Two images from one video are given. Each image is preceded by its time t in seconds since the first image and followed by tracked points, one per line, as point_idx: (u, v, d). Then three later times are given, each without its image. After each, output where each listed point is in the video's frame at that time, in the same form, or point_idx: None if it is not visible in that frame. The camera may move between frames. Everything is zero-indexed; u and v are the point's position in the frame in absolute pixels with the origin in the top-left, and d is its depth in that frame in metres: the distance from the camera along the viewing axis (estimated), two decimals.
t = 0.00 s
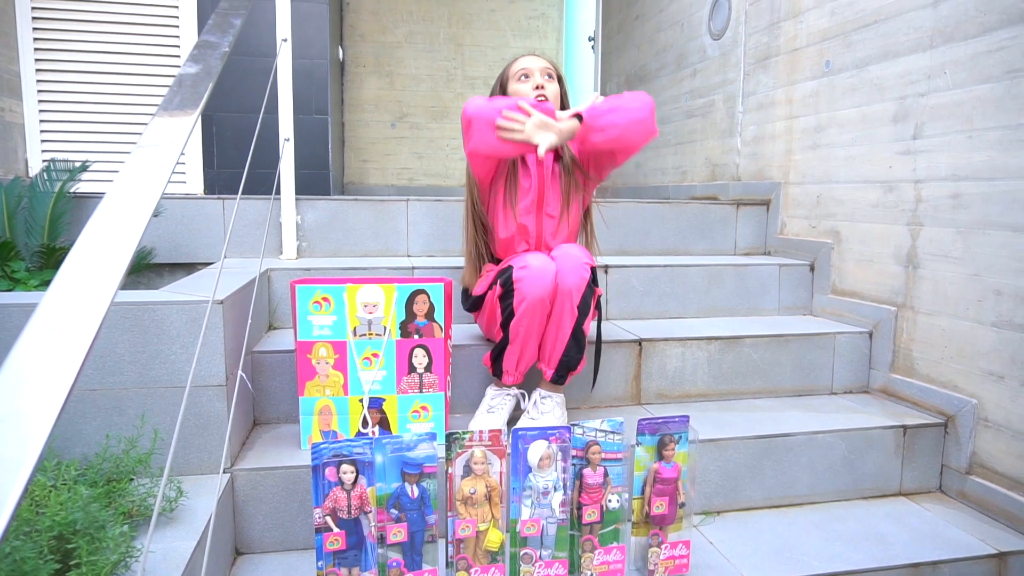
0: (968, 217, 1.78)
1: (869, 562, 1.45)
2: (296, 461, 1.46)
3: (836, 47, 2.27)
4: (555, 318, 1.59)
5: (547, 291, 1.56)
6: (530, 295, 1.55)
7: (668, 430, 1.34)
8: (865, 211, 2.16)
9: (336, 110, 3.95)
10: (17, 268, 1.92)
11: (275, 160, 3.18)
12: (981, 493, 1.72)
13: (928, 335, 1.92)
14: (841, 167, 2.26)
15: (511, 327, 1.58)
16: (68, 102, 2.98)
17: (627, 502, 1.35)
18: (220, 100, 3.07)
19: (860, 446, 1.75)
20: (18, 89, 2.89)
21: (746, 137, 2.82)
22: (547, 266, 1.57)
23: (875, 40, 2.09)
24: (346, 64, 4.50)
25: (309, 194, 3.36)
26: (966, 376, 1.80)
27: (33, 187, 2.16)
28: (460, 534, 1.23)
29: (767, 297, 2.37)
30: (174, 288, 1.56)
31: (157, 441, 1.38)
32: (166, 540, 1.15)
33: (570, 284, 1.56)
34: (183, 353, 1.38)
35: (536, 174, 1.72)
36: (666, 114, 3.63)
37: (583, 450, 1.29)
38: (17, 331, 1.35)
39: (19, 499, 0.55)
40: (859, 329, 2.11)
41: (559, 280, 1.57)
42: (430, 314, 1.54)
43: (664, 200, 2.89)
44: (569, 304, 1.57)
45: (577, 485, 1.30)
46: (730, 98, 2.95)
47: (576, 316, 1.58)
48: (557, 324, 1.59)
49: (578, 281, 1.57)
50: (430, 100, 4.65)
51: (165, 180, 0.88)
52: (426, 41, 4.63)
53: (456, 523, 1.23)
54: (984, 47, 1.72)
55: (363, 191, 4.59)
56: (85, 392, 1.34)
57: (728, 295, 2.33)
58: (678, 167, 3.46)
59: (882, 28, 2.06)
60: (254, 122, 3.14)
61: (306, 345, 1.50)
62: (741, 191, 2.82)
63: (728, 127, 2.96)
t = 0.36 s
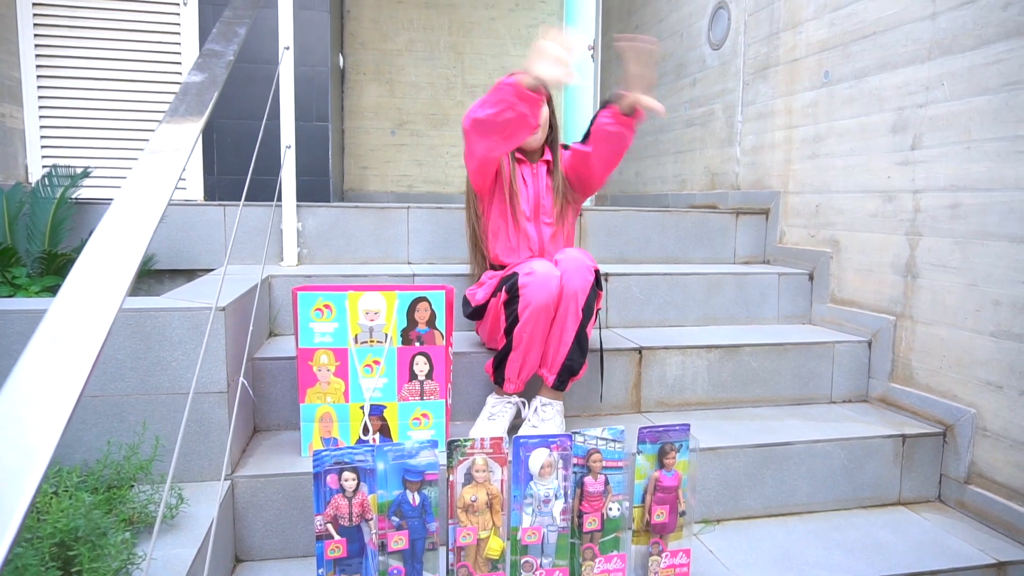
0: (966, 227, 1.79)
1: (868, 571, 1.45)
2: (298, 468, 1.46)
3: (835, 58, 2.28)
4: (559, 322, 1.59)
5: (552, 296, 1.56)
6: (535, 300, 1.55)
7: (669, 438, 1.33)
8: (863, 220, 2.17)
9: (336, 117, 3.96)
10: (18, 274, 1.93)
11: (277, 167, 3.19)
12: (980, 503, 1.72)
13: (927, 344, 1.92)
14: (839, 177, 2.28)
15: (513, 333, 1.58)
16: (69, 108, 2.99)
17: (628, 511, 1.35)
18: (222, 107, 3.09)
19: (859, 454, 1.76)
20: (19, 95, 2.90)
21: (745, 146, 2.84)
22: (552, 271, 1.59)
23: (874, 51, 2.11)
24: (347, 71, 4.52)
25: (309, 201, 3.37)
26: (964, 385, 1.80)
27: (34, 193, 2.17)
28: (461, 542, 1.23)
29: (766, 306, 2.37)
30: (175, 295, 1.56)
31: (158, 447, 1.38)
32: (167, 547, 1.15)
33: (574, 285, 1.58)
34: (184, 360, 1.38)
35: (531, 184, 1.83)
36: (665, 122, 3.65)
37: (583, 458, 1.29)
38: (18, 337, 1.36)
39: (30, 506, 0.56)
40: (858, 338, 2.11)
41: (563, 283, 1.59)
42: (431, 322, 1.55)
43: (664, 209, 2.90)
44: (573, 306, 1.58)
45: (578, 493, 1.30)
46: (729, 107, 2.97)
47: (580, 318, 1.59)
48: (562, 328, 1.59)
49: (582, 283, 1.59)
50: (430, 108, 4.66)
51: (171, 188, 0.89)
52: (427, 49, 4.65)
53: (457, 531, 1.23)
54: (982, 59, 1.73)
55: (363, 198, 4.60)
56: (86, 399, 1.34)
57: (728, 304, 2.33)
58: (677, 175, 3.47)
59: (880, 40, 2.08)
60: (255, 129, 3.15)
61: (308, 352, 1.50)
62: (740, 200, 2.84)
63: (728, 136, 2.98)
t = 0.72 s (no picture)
0: (971, 231, 1.79)
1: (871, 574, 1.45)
2: (302, 467, 1.46)
3: (840, 61, 2.29)
4: (555, 318, 1.59)
5: (546, 291, 1.57)
6: (530, 295, 1.56)
7: (673, 440, 1.33)
8: (868, 223, 2.17)
9: (340, 117, 3.96)
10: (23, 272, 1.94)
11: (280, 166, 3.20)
12: (983, 507, 1.72)
13: (930, 347, 1.92)
14: (843, 180, 2.28)
15: (510, 330, 1.59)
16: (73, 107, 3.00)
17: (632, 512, 1.35)
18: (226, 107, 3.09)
19: (862, 457, 1.75)
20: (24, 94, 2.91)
21: (749, 149, 2.84)
22: (544, 267, 1.58)
23: (879, 54, 2.11)
24: (350, 72, 4.52)
25: (313, 201, 3.37)
26: (968, 389, 1.80)
27: (39, 192, 2.18)
28: (465, 542, 1.23)
29: (769, 308, 2.37)
30: (181, 293, 1.56)
31: (163, 446, 1.39)
32: (173, 545, 1.15)
33: (568, 281, 1.58)
34: (189, 359, 1.38)
35: (528, 179, 1.82)
36: (668, 124, 3.65)
37: (588, 459, 1.29)
38: (24, 335, 1.36)
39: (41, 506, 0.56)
40: (862, 341, 2.11)
41: (557, 279, 1.59)
42: (435, 322, 1.55)
43: (667, 211, 2.90)
44: (569, 303, 1.58)
45: (582, 494, 1.30)
46: (733, 109, 2.97)
47: (576, 315, 1.58)
48: (559, 324, 1.59)
49: (576, 279, 1.58)
50: (433, 109, 4.67)
51: (179, 188, 0.89)
52: (431, 50, 4.65)
53: (462, 530, 1.23)
54: (987, 63, 1.73)
55: (366, 199, 4.61)
56: (92, 397, 1.34)
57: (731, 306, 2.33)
58: (680, 177, 3.47)
59: (886, 43, 2.08)
60: (259, 129, 3.16)
61: (312, 351, 1.50)
62: (744, 202, 2.84)
63: (731, 138, 2.98)
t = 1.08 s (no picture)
0: (982, 225, 1.77)
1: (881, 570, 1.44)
2: (311, 464, 1.47)
3: (849, 54, 2.27)
4: (562, 315, 1.59)
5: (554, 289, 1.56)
6: (537, 292, 1.56)
7: (682, 435, 1.33)
8: (877, 218, 2.16)
9: (347, 114, 3.97)
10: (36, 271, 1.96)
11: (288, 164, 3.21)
12: (994, 502, 1.71)
13: (941, 342, 1.91)
14: (852, 174, 2.26)
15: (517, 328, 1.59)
16: (82, 106, 3.02)
17: (640, 508, 1.35)
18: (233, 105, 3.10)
19: (872, 453, 1.75)
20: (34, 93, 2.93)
21: (757, 144, 2.83)
22: (553, 265, 1.58)
23: (889, 47, 2.09)
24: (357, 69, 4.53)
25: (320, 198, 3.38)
26: (979, 384, 1.79)
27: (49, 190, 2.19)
28: (474, 538, 1.23)
29: (777, 304, 2.36)
30: (190, 291, 1.57)
31: (174, 443, 1.40)
32: (184, 541, 1.16)
33: (576, 278, 1.58)
34: (199, 356, 1.39)
35: (532, 176, 1.81)
36: (676, 119, 3.63)
37: (596, 455, 1.29)
38: (36, 332, 1.37)
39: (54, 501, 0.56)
40: (871, 336, 2.10)
41: (565, 276, 1.58)
42: (443, 318, 1.55)
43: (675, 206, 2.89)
44: (577, 300, 1.58)
45: (590, 490, 1.30)
46: (741, 104, 2.96)
47: (583, 311, 1.58)
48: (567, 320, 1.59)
49: (584, 275, 1.58)
50: (439, 105, 4.67)
51: (188, 185, 0.89)
52: (437, 47, 4.65)
53: (470, 527, 1.23)
54: (998, 55, 1.71)
55: (373, 196, 4.62)
56: (103, 394, 1.35)
57: (739, 302, 2.33)
58: (687, 173, 3.46)
59: (895, 36, 2.06)
60: (266, 126, 3.16)
61: (321, 348, 1.51)
62: (752, 197, 2.82)
63: (739, 133, 2.96)
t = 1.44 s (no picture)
0: (983, 224, 1.77)
1: (881, 569, 1.44)
2: (312, 461, 1.47)
3: (851, 53, 2.26)
4: (562, 315, 1.59)
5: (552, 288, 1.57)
6: (536, 292, 1.56)
7: (682, 433, 1.33)
8: (879, 216, 2.15)
9: (349, 112, 3.97)
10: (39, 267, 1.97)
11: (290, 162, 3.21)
12: (994, 501, 1.71)
13: (941, 341, 1.91)
14: (854, 173, 2.26)
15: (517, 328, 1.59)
16: (85, 103, 3.02)
17: (641, 505, 1.35)
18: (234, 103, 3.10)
19: (873, 451, 1.75)
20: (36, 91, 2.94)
21: (758, 142, 2.82)
22: (552, 263, 1.58)
23: (891, 46, 2.08)
24: (359, 67, 4.53)
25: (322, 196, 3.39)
26: (980, 383, 1.79)
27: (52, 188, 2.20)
28: (474, 535, 1.24)
29: (778, 302, 2.36)
30: (192, 288, 1.57)
31: (175, 439, 1.40)
32: (186, 537, 1.16)
33: (575, 277, 1.58)
34: (200, 353, 1.40)
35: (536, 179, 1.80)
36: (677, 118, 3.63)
37: (596, 453, 1.29)
38: (38, 329, 1.38)
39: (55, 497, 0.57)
40: (872, 334, 2.10)
41: (564, 275, 1.59)
42: (444, 316, 1.55)
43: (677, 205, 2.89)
44: (576, 299, 1.58)
45: (591, 488, 1.30)
46: (743, 102, 2.95)
47: (583, 310, 1.58)
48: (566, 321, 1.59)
49: (583, 273, 1.58)
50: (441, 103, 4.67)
51: (190, 183, 0.90)
52: (439, 45, 4.65)
53: (471, 524, 1.23)
54: (1001, 53, 1.71)
55: (374, 194, 4.62)
56: (105, 391, 1.36)
57: (740, 300, 2.33)
58: (689, 171, 3.46)
59: (897, 34, 2.06)
60: (268, 124, 3.16)
61: (322, 345, 1.51)
62: (753, 196, 2.82)
63: (741, 131, 2.96)
